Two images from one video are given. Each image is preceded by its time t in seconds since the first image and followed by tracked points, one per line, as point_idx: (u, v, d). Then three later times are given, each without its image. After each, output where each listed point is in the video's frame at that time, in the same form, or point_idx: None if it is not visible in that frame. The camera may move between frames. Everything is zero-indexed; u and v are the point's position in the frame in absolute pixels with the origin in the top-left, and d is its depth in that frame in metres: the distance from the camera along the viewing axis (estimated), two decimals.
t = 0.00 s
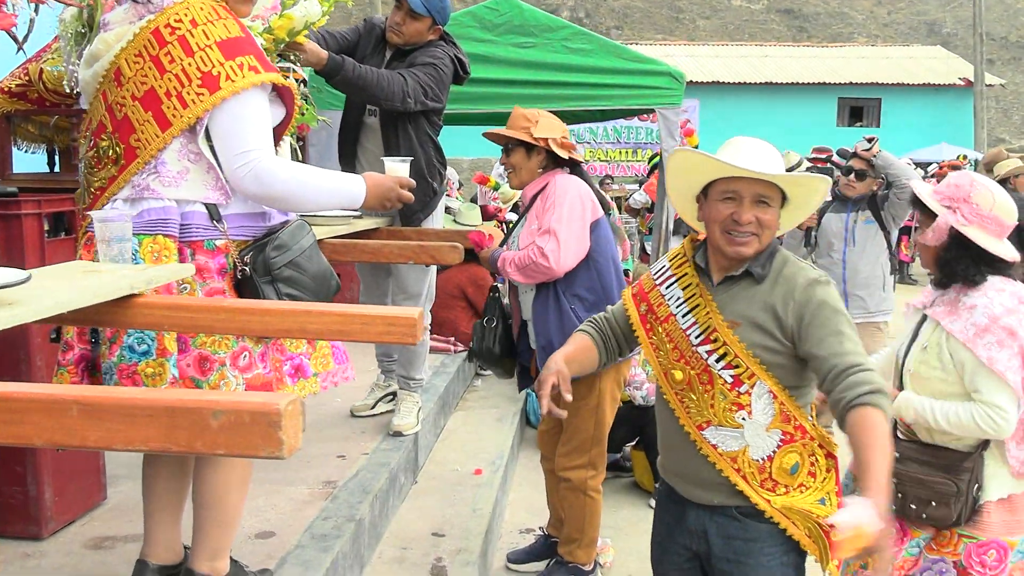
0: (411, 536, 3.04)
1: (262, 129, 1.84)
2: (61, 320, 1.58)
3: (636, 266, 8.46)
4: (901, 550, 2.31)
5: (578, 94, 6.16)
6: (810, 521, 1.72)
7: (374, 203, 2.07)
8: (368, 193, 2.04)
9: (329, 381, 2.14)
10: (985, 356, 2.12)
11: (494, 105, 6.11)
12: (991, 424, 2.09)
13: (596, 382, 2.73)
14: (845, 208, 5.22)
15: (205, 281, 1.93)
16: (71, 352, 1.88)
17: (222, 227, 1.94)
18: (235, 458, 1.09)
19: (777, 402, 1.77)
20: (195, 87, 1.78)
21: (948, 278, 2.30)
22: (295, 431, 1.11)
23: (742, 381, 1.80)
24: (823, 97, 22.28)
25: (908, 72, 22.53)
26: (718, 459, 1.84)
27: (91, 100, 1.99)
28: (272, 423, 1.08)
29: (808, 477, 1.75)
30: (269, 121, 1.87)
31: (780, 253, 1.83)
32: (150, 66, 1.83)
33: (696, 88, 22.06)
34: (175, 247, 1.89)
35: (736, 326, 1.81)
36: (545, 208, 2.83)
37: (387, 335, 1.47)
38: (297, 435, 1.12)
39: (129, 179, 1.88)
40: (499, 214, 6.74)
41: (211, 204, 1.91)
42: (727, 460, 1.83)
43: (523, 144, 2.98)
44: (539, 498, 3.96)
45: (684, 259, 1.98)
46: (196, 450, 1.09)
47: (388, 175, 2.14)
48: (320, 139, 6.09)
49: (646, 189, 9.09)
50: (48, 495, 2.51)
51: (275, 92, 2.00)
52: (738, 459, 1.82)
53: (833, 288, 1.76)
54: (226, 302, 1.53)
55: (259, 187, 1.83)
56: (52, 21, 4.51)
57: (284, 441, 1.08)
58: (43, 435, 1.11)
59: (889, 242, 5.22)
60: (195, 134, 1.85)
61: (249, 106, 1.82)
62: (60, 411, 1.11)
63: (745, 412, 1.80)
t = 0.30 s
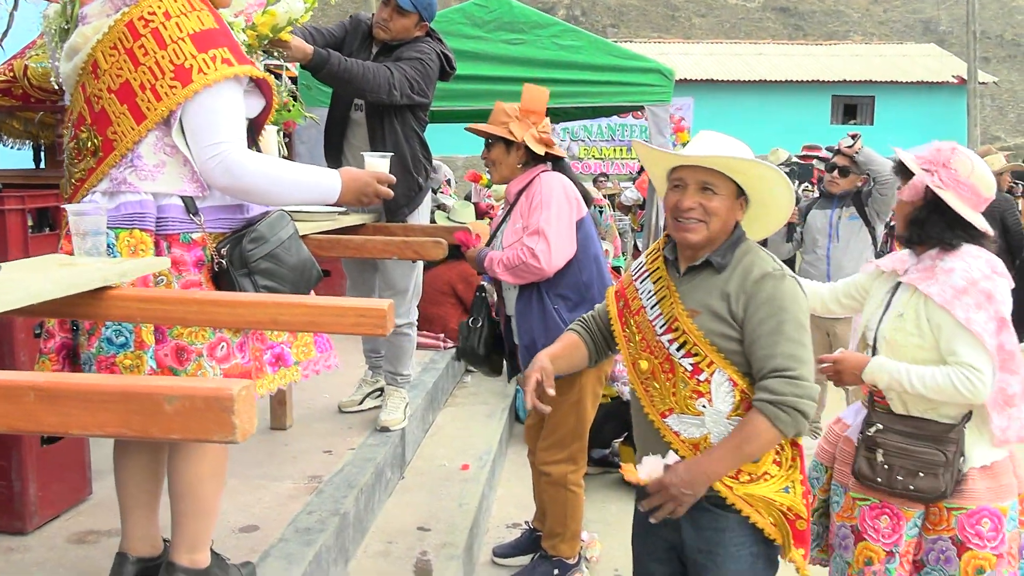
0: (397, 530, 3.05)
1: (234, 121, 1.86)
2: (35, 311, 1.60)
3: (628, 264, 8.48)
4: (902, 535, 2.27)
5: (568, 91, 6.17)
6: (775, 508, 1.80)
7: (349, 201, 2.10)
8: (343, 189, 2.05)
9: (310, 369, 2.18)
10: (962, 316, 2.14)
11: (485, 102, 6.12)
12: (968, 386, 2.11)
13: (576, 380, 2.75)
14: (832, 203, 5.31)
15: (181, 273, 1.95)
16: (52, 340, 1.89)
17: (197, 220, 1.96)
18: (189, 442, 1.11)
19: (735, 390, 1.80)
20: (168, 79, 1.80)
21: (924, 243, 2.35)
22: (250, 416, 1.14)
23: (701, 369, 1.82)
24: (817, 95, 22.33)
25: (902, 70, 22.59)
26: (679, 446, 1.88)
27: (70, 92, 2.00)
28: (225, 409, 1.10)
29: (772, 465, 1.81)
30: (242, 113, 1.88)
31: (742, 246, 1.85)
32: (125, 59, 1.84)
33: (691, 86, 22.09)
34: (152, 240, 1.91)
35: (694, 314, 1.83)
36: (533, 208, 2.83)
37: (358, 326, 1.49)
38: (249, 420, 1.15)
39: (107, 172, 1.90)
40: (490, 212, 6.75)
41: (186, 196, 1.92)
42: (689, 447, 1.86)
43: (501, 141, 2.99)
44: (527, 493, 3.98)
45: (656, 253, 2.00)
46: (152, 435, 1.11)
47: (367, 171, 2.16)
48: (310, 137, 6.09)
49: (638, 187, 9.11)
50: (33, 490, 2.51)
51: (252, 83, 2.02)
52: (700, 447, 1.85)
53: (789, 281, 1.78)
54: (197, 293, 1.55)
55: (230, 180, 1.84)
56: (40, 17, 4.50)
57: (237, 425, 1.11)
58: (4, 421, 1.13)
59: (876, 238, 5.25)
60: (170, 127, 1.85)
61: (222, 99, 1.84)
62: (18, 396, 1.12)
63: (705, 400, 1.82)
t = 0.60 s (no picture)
0: (379, 527, 3.06)
1: (215, 123, 1.87)
2: (12, 308, 1.61)
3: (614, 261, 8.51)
4: (832, 538, 2.30)
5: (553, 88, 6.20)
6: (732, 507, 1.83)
7: (326, 206, 2.09)
8: (321, 194, 2.04)
9: (288, 368, 2.16)
10: (906, 330, 2.20)
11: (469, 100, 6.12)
12: (912, 397, 2.16)
13: (555, 380, 2.75)
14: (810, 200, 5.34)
15: (163, 270, 1.96)
16: (31, 341, 1.90)
17: (179, 219, 1.95)
18: (150, 432, 1.12)
19: (699, 388, 1.81)
20: (151, 81, 1.80)
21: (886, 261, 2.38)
22: (211, 407, 1.14)
23: (664, 365, 1.84)
24: (802, 94, 22.47)
25: (886, 69, 22.77)
26: (643, 439, 1.91)
27: (49, 91, 2.00)
28: (187, 399, 1.11)
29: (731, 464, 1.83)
30: (223, 116, 1.89)
31: (717, 244, 1.87)
32: (107, 59, 1.84)
33: (677, 85, 22.18)
34: (133, 238, 1.91)
35: (662, 309, 1.85)
36: (518, 211, 2.83)
37: (330, 320, 1.49)
38: (212, 412, 1.15)
39: (86, 171, 1.90)
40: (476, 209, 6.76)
41: (168, 196, 1.92)
42: (652, 441, 1.90)
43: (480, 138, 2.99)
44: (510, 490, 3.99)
45: (639, 250, 2.04)
46: (112, 426, 1.12)
47: (343, 177, 2.14)
48: (293, 135, 6.07)
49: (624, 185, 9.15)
50: (13, 489, 2.51)
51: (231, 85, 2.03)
52: (662, 441, 1.88)
53: (760, 280, 1.76)
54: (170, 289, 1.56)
55: (209, 181, 1.86)
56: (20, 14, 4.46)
57: (198, 415, 1.11)
58: None
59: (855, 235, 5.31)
60: (151, 127, 1.86)
61: (205, 102, 1.84)
62: None
63: (668, 395, 1.85)
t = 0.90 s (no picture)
0: (348, 525, 3.05)
1: (183, 115, 1.85)
2: None
3: (586, 259, 8.55)
4: (805, 520, 2.38)
5: (522, 86, 6.21)
6: (697, 509, 1.83)
7: (297, 200, 2.08)
8: (289, 191, 2.03)
9: (250, 361, 2.16)
10: (850, 300, 2.26)
11: (440, 97, 6.11)
12: (854, 366, 2.24)
13: (515, 381, 2.76)
14: (781, 198, 5.45)
15: (127, 263, 1.93)
16: None
17: (144, 210, 1.93)
18: (107, 421, 1.12)
19: (670, 388, 1.82)
20: (117, 71, 1.77)
21: (850, 234, 2.44)
22: (168, 395, 1.14)
23: (636, 363, 1.84)
24: (771, 93, 22.75)
25: (853, 70, 23.11)
26: (613, 438, 1.91)
27: (8, 79, 1.95)
28: (143, 385, 1.11)
29: (699, 465, 1.83)
30: (190, 108, 1.87)
31: (695, 244, 1.86)
32: (70, 49, 1.81)
33: (648, 84, 22.34)
34: (98, 230, 1.87)
35: (637, 309, 1.85)
36: (492, 208, 2.81)
37: (295, 311, 1.48)
38: (168, 398, 1.16)
39: (49, 161, 1.86)
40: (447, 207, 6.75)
41: (133, 187, 1.89)
42: (621, 439, 1.90)
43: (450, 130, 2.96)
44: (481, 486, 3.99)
45: (618, 244, 2.04)
46: (66, 414, 1.12)
47: (314, 174, 2.14)
48: (262, 131, 6.01)
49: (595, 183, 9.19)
50: None
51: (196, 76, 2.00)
52: (632, 440, 1.88)
53: (740, 283, 1.77)
54: (132, 281, 1.53)
55: (176, 174, 1.83)
56: None
57: (155, 402, 1.12)
58: None
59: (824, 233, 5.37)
60: (116, 119, 1.83)
61: (172, 93, 1.82)
62: None
63: (638, 394, 1.85)
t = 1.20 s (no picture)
0: (308, 526, 3.02)
1: (130, 116, 1.81)
2: None
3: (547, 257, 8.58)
4: (732, 517, 2.45)
5: (482, 85, 6.22)
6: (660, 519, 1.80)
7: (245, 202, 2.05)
8: (240, 192, 2.00)
9: (209, 360, 2.15)
10: (795, 312, 2.35)
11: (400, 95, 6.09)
12: (798, 379, 2.33)
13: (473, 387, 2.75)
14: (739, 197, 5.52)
15: (74, 266, 1.89)
16: None
17: (90, 212, 1.90)
18: (49, 419, 1.16)
19: (635, 397, 1.76)
20: (59, 71, 1.73)
21: (801, 242, 2.51)
22: (114, 392, 1.18)
23: (601, 372, 1.79)
24: (729, 93, 23.08)
25: (809, 70, 23.55)
26: (579, 446, 1.87)
27: None
28: (88, 381, 1.15)
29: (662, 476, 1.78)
30: (137, 108, 1.83)
31: (662, 250, 1.80)
32: (12, 49, 1.78)
33: (608, 84, 22.49)
34: (42, 234, 1.85)
35: (603, 316, 1.80)
36: (455, 212, 2.80)
37: (249, 310, 1.48)
38: (114, 396, 1.19)
39: None
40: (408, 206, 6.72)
41: (78, 188, 1.87)
42: (587, 448, 1.85)
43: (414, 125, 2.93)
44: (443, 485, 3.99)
45: (589, 247, 1.99)
46: (9, 411, 1.16)
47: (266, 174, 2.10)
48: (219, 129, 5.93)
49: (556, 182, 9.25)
50: None
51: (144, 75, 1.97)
52: (598, 450, 1.83)
53: (705, 292, 1.70)
54: (81, 279, 1.50)
55: (120, 174, 1.79)
56: None
57: (100, 400, 1.15)
58: None
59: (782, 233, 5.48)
60: (58, 119, 1.80)
61: (115, 91, 1.78)
62: None
63: (603, 403, 1.80)
